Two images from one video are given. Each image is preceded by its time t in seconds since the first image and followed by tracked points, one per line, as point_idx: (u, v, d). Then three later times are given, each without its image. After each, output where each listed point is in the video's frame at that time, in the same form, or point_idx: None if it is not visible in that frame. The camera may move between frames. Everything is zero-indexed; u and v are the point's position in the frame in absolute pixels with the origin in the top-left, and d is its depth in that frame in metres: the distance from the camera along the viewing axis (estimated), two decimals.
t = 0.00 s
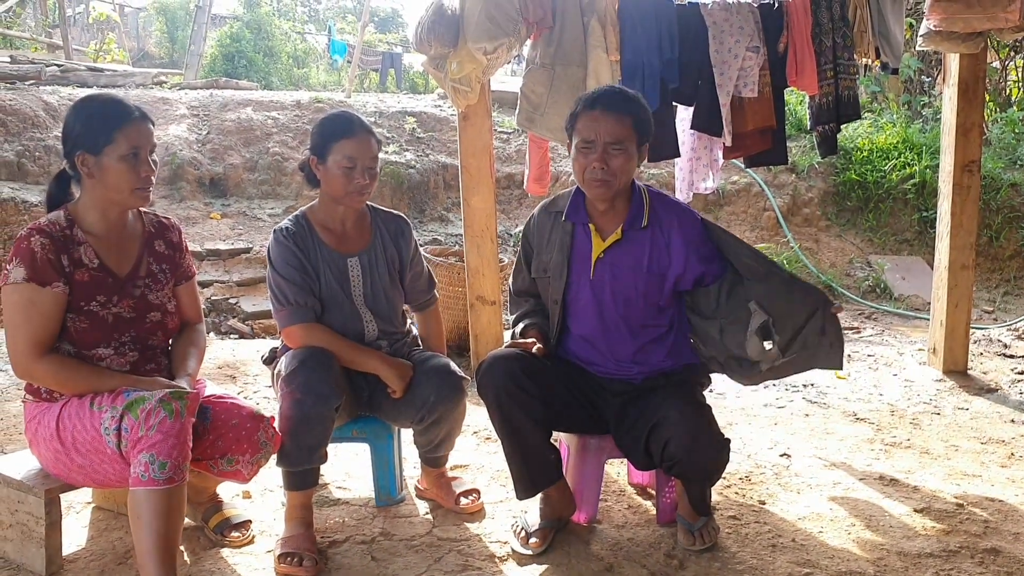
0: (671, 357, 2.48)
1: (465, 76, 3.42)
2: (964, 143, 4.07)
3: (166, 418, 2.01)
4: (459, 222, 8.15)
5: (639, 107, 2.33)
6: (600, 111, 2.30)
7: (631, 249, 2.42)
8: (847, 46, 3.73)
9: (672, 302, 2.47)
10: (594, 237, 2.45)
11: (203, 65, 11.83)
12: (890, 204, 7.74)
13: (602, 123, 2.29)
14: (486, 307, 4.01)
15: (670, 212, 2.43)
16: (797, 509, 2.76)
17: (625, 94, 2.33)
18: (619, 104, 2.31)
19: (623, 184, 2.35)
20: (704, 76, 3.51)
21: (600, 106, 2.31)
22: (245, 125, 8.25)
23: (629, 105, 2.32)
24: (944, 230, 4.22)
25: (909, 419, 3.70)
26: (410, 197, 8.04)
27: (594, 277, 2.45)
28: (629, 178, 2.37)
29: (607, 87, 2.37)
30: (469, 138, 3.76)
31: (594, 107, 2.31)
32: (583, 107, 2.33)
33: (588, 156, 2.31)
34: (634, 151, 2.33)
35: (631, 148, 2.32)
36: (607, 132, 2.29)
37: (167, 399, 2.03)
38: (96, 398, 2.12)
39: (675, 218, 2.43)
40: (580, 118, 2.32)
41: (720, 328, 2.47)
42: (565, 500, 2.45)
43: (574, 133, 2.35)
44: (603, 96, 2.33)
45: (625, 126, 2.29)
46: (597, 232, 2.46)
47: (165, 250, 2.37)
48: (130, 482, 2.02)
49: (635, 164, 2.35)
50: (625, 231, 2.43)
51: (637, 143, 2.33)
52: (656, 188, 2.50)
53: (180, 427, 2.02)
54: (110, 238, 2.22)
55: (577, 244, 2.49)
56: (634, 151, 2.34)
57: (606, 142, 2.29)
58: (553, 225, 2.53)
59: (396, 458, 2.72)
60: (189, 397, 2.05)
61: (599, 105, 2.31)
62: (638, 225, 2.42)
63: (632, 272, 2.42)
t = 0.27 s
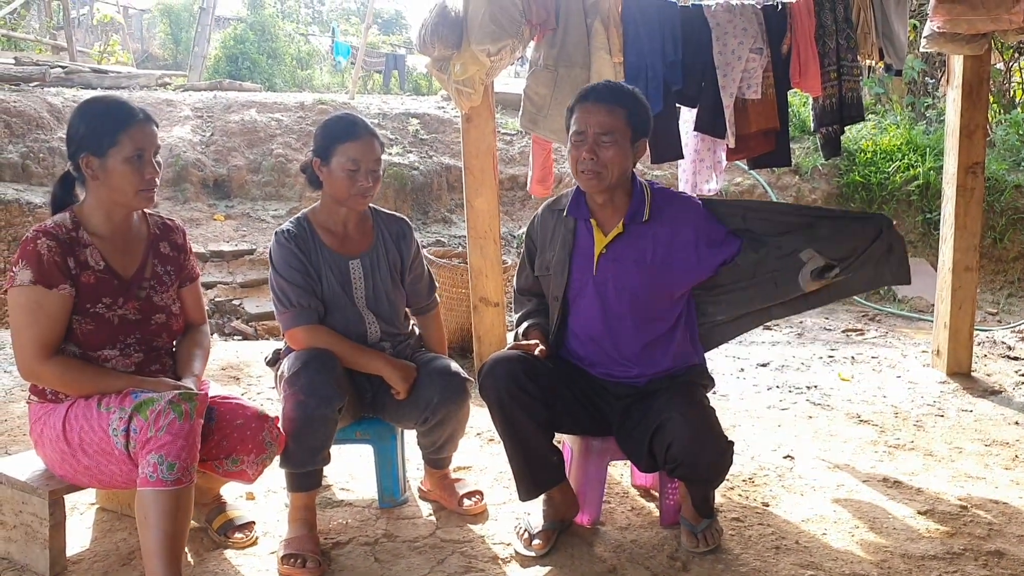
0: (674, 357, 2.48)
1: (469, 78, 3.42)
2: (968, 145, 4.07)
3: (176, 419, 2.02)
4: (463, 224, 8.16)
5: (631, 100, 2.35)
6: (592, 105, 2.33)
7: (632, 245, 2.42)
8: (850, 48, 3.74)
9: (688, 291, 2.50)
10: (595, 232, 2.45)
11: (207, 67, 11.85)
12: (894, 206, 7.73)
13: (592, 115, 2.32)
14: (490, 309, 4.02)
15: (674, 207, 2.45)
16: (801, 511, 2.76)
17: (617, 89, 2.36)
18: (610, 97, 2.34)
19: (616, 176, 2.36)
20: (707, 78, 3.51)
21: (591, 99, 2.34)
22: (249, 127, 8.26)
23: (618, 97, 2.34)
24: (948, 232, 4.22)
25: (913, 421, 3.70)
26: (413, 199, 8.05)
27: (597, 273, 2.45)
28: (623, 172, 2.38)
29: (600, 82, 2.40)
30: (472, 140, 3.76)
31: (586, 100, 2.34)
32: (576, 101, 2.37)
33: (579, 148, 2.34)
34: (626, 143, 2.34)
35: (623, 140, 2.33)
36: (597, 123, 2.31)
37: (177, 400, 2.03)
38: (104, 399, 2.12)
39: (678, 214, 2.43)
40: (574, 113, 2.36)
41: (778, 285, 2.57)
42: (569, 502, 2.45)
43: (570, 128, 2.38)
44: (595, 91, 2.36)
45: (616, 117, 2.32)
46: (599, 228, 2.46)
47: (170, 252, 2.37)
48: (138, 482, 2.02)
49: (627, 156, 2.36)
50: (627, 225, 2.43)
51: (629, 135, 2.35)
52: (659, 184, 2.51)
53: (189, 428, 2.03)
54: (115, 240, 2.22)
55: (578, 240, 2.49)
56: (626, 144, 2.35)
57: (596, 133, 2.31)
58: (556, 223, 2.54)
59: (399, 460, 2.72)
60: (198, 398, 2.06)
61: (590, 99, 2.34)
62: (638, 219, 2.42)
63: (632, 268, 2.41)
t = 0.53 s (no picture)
0: (681, 360, 2.47)
1: (472, 79, 3.42)
2: (972, 146, 4.06)
3: (180, 420, 2.02)
4: (466, 224, 8.16)
5: (635, 98, 2.37)
6: (594, 102, 2.35)
7: (641, 246, 2.43)
8: (854, 49, 3.74)
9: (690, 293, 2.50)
10: (604, 233, 2.46)
11: (211, 68, 11.86)
12: (898, 207, 7.72)
13: (597, 111, 2.34)
14: (493, 310, 4.02)
15: (680, 207, 2.46)
16: (805, 512, 2.75)
17: (620, 87, 2.38)
18: (613, 95, 2.35)
19: (619, 172, 2.35)
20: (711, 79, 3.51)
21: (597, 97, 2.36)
22: (253, 127, 8.27)
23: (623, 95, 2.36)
24: (952, 233, 4.21)
25: (917, 422, 3.69)
26: (417, 199, 8.05)
27: (605, 274, 2.45)
28: (629, 170, 2.38)
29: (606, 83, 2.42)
30: (476, 141, 3.76)
31: (591, 98, 2.37)
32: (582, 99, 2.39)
33: (582, 145, 2.35)
34: (629, 140, 2.34)
35: (626, 135, 2.33)
36: (599, 119, 2.33)
37: (181, 401, 2.04)
38: (108, 399, 2.13)
39: (686, 214, 2.45)
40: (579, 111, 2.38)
41: (763, 309, 2.50)
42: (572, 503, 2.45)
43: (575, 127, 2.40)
44: (599, 90, 2.38)
45: (619, 114, 2.33)
46: (607, 228, 2.46)
47: (173, 252, 2.38)
48: (142, 483, 2.02)
49: (631, 153, 2.35)
50: (636, 225, 2.44)
51: (634, 133, 2.35)
52: (667, 186, 2.52)
53: (193, 429, 2.03)
54: (118, 240, 2.22)
55: (587, 242, 2.49)
56: (632, 141, 2.35)
57: (598, 128, 2.32)
58: (563, 225, 2.54)
59: (403, 461, 2.72)
60: (202, 399, 2.06)
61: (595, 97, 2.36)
62: (648, 219, 2.43)
63: (644, 266, 2.42)
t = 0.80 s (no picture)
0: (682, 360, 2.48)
1: (475, 79, 3.42)
2: (976, 146, 4.06)
3: (186, 419, 2.02)
4: (469, 225, 8.17)
5: (647, 103, 2.37)
6: (606, 105, 2.35)
7: (643, 249, 2.43)
8: (858, 49, 3.74)
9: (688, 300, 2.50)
10: (607, 235, 2.46)
11: (214, 68, 11.88)
12: (901, 208, 7.71)
13: (609, 115, 2.34)
14: (496, 309, 4.02)
15: (683, 212, 2.45)
16: (808, 513, 2.75)
17: (633, 92, 2.39)
18: (625, 99, 2.36)
19: (629, 177, 2.36)
20: (714, 79, 3.51)
21: (608, 101, 2.37)
22: (256, 128, 8.28)
23: (635, 98, 2.36)
24: (956, 233, 4.21)
25: (921, 423, 3.68)
26: (420, 200, 8.05)
27: (607, 276, 2.46)
28: (638, 174, 2.38)
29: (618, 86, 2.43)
30: (479, 141, 3.76)
31: (603, 101, 2.37)
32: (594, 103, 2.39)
33: (592, 149, 2.35)
34: (639, 145, 2.35)
35: (637, 140, 2.34)
36: (611, 123, 2.33)
37: (187, 401, 2.04)
38: (114, 399, 2.13)
39: (688, 218, 2.44)
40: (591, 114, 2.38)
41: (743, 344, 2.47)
42: (575, 503, 2.45)
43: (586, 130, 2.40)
44: (611, 93, 2.39)
45: (630, 118, 2.33)
46: (611, 230, 2.47)
47: (177, 251, 2.38)
48: (147, 482, 2.03)
49: (640, 158, 2.36)
50: (639, 229, 2.44)
51: (644, 137, 2.36)
52: (671, 189, 2.52)
53: (199, 429, 2.03)
54: (122, 240, 2.23)
55: (591, 243, 2.49)
56: (641, 145, 2.36)
57: (609, 132, 2.33)
58: (567, 225, 2.54)
59: (406, 461, 2.72)
60: (208, 399, 2.06)
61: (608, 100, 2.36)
62: (651, 223, 2.43)
63: (643, 271, 2.43)
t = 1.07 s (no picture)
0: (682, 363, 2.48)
1: (478, 81, 3.42)
2: (980, 147, 4.05)
3: (192, 421, 2.03)
4: (472, 226, 8.17)
5: (661, 109, 2.37)
6: (618, 111, 2.35)
7: (646, 252, 2.42)
8: (861, 50, 3.73)
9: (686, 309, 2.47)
10: (612, 237, 2.46)
11: (218, 69, 11.90)
12: (905, 208, 7.70)
13: (622, 122, 2.33)
14: (499, 310, 4.02)
15: (686, 219, 2.42)
16: (811, 514, 2.75)
17: (647, 97, 2.38)
18: (638, 104, 2.35)
19: (639, 183, 2.36)
20: (717, 80, 3.52)
21: (621, 106, 2.36)
22: (259, 129, 8.29)
23: (648, 104, 2.35)
24: (960, 234, 4.20)
25: (924, 424, 3.68)
26: (423, 201, 8.06)
27: (609, 277, 2.45)
28: (647, 180, 2.39)
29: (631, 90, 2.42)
30: (482, 142, 3.76)
31: (615, 106, 2.36)
32: (607, 107, 2.38)
33: (605, 154, 2.35)
34: (651, 151, 2.35)
35: (650, 147, 2.34)
36: (623, 129, 2.33)
37: (193, 403, 2.04)
38: (119, 400, 2.14)
39: (692, 225, 2.40)
40: (604, 119, 2.37)
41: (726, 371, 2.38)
42: (578, 504, 2.45)
43: (598, 133, 2.40)
44: (624, 97, 2.38)
45: (643, 124, 2.33)
46: (615, 232, 2.46)
47: (182, 252, 2.39)
48: (152, 483, 2.03)
49: (651, 163, 2.36)
50: (642, 233, 2.42)
51: (655, 143, 2.36)
52: (677, 193, 2.50)
53: (205, 430, 2.04)
54: (127, 241, 2.23)
55: (596, 244, 2.49)
56: (652, 150, 2.36)
57: (622, 138, 2.33)
58: (574, 225, 2.55)
59: (409, 462, 2.72)
60: (214, 401, 2.07)
61: (620, 105, 2.36)
62: (655, 229, 2.41)
63: (643, 277, 2.41)
